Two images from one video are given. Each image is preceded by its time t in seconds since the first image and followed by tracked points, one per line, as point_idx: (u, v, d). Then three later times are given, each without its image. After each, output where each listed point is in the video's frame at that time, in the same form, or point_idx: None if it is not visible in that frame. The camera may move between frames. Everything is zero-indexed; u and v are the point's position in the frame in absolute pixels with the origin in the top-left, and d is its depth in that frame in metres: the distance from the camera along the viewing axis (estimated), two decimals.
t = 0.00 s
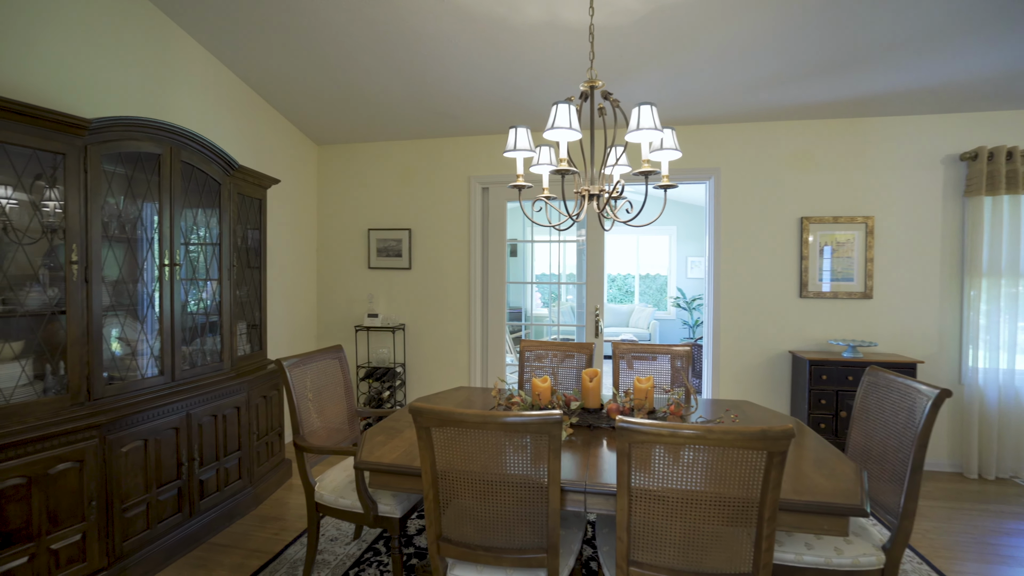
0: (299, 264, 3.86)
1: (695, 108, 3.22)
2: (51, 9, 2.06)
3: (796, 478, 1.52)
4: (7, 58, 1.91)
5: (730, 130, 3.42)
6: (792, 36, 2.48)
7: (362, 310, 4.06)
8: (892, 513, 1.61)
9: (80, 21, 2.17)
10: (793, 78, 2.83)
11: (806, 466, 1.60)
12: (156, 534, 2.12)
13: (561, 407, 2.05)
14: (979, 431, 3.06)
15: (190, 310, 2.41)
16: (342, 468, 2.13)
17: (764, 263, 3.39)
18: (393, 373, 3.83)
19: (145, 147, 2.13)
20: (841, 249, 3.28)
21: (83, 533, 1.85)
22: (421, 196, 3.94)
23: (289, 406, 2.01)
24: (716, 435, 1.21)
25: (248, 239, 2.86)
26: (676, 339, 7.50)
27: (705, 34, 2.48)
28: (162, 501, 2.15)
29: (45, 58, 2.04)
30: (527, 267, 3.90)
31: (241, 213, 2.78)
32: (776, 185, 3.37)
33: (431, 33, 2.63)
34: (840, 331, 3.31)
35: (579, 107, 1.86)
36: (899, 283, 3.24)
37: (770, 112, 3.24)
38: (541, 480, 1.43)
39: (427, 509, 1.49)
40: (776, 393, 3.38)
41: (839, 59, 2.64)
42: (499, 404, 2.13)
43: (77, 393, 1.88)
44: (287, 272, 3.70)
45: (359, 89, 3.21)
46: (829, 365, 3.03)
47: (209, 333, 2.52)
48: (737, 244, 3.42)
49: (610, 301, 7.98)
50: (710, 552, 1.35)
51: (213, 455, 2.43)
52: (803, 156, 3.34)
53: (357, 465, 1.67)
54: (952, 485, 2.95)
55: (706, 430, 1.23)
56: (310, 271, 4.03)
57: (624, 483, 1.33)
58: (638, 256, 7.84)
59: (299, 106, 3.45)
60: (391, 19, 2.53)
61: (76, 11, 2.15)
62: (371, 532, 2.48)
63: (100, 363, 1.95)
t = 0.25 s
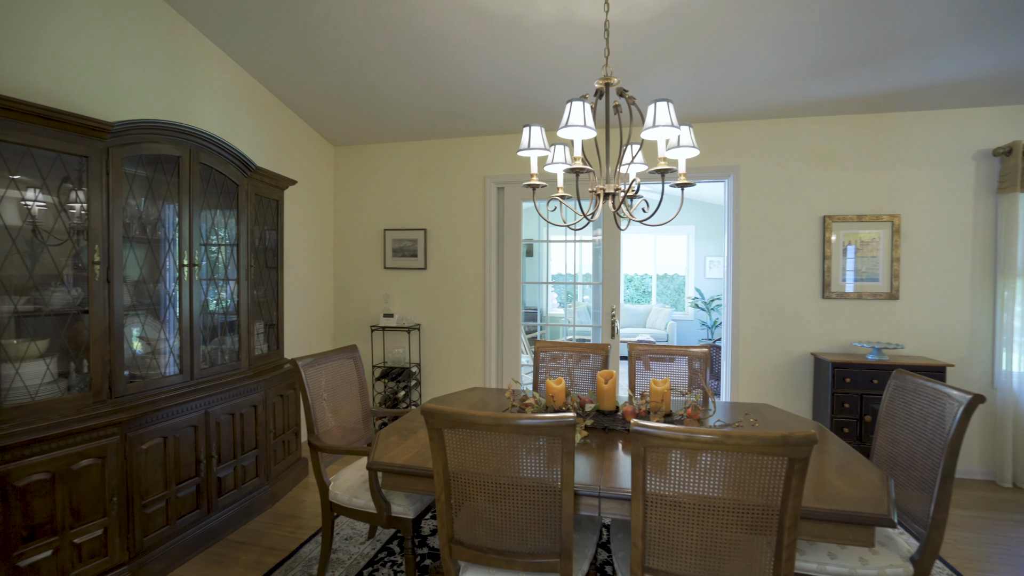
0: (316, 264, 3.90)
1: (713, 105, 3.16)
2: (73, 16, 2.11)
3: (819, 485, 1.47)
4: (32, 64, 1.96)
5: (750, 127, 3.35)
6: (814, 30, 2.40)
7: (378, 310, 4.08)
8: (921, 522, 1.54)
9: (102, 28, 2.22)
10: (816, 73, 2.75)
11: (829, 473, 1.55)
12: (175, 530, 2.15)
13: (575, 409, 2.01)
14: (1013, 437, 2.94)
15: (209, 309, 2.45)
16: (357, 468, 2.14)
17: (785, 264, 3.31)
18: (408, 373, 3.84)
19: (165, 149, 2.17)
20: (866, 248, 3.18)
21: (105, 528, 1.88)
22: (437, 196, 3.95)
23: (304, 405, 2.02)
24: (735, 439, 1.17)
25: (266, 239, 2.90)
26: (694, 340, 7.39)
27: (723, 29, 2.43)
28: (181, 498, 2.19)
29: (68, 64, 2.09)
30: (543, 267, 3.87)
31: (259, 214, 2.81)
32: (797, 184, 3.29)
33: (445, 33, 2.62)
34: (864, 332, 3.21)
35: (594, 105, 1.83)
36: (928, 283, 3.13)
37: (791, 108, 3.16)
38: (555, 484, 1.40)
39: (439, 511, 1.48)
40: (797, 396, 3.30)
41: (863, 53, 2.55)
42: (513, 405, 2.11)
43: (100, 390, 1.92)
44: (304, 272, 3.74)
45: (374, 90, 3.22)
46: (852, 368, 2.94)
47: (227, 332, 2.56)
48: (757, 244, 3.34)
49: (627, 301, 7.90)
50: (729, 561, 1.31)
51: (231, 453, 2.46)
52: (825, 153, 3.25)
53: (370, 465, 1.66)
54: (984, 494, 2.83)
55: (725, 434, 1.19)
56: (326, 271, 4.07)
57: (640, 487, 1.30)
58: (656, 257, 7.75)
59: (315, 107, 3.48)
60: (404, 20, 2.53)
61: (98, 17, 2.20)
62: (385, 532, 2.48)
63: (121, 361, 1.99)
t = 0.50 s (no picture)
0: (330, 264, 3.93)
1: (730, 103, 3.10)
2: (91, 21, 2.15)
3: (840, 491, 1.42)
4: (51, 69, 2.01)
5: (768, 124, 3.28)
6: (834, 25, 2.34)
7: (391, 310, 4.10)
8: (947, 532, 1.48)
9: (119, 32, 2.25)
10: (836, 68, 2.68)
11: (850, 479, 1.50)
12: (191, 527, 2.18)
13: (587, 411, 1.99)
14: None
15: (224, 309, 2.47)
16: (368, 468, 2.14)
17: (804, 264, 3.23)
18: (421, 373, 3.85)
19: (182, 151, 2.19)
20: (889, 248, 3.09)
21: (122, 525, 1.91)
22: (450, 196, 3.95)
23: (316, 405, 2.03)
24: (752, 444, 1.14)
25: (280, 240, 2.92)
26: (711, 341, 7.29)
27: (740, 25, 2.37)
28: (197, 495, 2.21)
29: (86, 68, 2.12)
30: (557, 267, 3.85)
31: (273, 215, 2.84)
32: (817, 182, 3.21)
33: (456, 32, 2.61)
34: (887, 334, 3.12)
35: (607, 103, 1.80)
36: (954, 283, 3.02)
37: (811, 105, 3.09)
38: (566, 487, 1.38)
39: (448, 513, 1.47)
40: (817, 400, 3.22)
41: (886, 47, 2.47)
42: (525, 407, 2.10)
43: (117, 389, 1.95)
44: (319, 272, 3.77)
45: (386, 90, 3.23)
46: (874, 371, 2.86)
47: (243, 332, 2.58)
48: (775, 244, 3.27)
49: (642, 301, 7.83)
50: (744, 569, 1.27)
51: (245, 452, 2.48)
52: (846, 150, 3.16)
53: (381, 466, 1.66)
54: (1015, 502, 2.73)
55: (742, 439, 1.15)
56: (340, 271, 4.10)
57: (652, 492, 1.28)
58: (671, 257, 7.66)
59: (329, 108, 3.51)
60: (416, 20, 2.53)
61: (116, 22, 2.24)
62: (397, 532, 2.48)
63: (138, 360, 2.02)
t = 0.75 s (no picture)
0: (342, 264, 3.95)
1: (744, 100, 3.05)
2: (105, 24, 2.18)
3: (858, 499, 1.38)
4: (66, 72, 2.04)
5: (784, 122, 3.21)
6: (851, 18, 2.28)
7: (402, 310, 4.10)
8: (973, 542, 1.43)
9: (132, 35, 2.28)
10: (853, 63, 2.61)
11: (870, 486, 1.46)
12: (202, 525, 2.20)
13: (597, 414, 1.96)
14: None
15: (236, 309, 2.49)
16: (377, 469, 2.14)
17: (821, 264, 3.16)
18: (432, 373, 3.85)
19: (194, 152, 2.21)
20: (909, 247, 3.01)
21: (135, 522, 1.93)
22: (460, 196, 3.95)
23: (326, 405, 2.03)
24: (767, 449, 1.11)
25: (292, 240, 2.94)
26: (725, 342, 7.20)
27: (754, 20, 2.32)
28: (208, 493, 2.23)
29: (100, 71, 2.15)
30: (569, 267, 3.82)
31: (285, 215, 2.86)
32: (834, 180, 3.13)
33: (466, 31, 2.60)
34: (908, 336, 3.04)
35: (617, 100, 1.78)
36: (979, 284, 2.93)
37: (828, 101, 3.02)
38: (575, 491, 1.36)
39: (455, 516, 1.46)
40: (835, 402, 3.15)
41: (906, 41, 2.40)
42: (535, 408, 2.08)
43: (131, 387, 1.97)
44: (330, 272, 3.79)
45: (396, 90, 3.23)
46: (894, 374, 2.78)
47: (255, 332, 2.60)
48: (791, 243, 3.21)
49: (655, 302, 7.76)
50: None
51: (257, 451, 2.50)
52: (865, 147, 3.09)
53: (388, 467, 1.65)
54: None
55: (756, 443, 1.12)
56: (352, 271, 4.12)
57: (663, 496, 1.25)
58: (684, 257, 7.58)
59: (340, 109, 3.52)
60: (425, 19, 2.52)
61: (130, 26, 2.27)
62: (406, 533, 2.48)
63: (151, 359, 2.04)
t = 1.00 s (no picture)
0: (351, 264, 3.97)
1: (755, 98, 3.00)
2: (116, 27, 2.20)
3: (874, 505, 1.34)
4: (78, 75, 2.06)
5: (797, 119, 3.16)
6: (866, 14, 2.23)
7: (411, 310, 4.11)
8: (995, 551, 1.38)
9: (143, 39, 2.31)
10: (868, 59, 2.56)
11: (885, 492, 1.42)
12: (212, 523, 2.22)
13: (605, 416, 1.94)
14: None
15: (246, 309, 2.51)
16: (384, 469, 2.14)
17: (836, 264, 3.10)
18: (441, 373, 3.85)
19: (204, 153, 2.23)
20: (927, 247, 2.94)
21: (145, 520, 1.95)
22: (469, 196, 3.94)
23: (333, 405, 2.04)
24: (778, 455, 1.08)
25: (301, 240, 2.95)
26: (737, 343, 7.11)
27: (765, 16, 2.28)
28: (218, 492, 2.25)
29: (110, 74, 2.18)
30: (578, 267, 3.80)
31: (294, 215, 2.87)
32: (849, 179, 3.07)
33: (473, 31, 2.59)
34: (926, 338, 2.96)
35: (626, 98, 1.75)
36: (999, 284, 2.85)
37: (842, 98, 2.96)
38: (582, 494, 1.34)
39: (461, 518, 1.45)
40: (850, 405, 3.09)
41: (922, 36, 2.34)
42: (542, 410, 2.06)
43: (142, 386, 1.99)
44: (340, 273, 3.81)
45: (404, 90, 3.23)
46: (911, 376, 2.71)
47: (264, 331, 2.62)
48: (805, 243, 3.15)
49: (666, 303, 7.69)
50: None
51: (266, 450, 2.52)
52: (881, 145, 3.02)
53: (394, 469, 1.65)
54: None
55: (768, 448, 1.09)
56: (362, 272, 4.13)
57: (671, 501, 1.22)
58: (696, 257, 7.50)
59: (349, 110, 3.53)
60: (431, 19, 2.52)
61: (140, 29, 2.30)
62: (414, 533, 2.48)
63: (162, 359, 2.06)
